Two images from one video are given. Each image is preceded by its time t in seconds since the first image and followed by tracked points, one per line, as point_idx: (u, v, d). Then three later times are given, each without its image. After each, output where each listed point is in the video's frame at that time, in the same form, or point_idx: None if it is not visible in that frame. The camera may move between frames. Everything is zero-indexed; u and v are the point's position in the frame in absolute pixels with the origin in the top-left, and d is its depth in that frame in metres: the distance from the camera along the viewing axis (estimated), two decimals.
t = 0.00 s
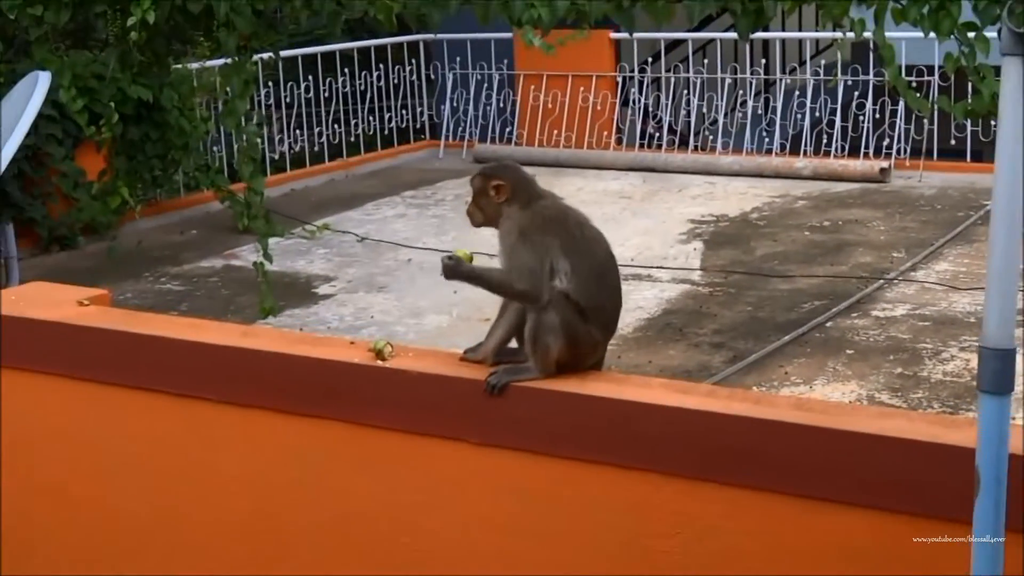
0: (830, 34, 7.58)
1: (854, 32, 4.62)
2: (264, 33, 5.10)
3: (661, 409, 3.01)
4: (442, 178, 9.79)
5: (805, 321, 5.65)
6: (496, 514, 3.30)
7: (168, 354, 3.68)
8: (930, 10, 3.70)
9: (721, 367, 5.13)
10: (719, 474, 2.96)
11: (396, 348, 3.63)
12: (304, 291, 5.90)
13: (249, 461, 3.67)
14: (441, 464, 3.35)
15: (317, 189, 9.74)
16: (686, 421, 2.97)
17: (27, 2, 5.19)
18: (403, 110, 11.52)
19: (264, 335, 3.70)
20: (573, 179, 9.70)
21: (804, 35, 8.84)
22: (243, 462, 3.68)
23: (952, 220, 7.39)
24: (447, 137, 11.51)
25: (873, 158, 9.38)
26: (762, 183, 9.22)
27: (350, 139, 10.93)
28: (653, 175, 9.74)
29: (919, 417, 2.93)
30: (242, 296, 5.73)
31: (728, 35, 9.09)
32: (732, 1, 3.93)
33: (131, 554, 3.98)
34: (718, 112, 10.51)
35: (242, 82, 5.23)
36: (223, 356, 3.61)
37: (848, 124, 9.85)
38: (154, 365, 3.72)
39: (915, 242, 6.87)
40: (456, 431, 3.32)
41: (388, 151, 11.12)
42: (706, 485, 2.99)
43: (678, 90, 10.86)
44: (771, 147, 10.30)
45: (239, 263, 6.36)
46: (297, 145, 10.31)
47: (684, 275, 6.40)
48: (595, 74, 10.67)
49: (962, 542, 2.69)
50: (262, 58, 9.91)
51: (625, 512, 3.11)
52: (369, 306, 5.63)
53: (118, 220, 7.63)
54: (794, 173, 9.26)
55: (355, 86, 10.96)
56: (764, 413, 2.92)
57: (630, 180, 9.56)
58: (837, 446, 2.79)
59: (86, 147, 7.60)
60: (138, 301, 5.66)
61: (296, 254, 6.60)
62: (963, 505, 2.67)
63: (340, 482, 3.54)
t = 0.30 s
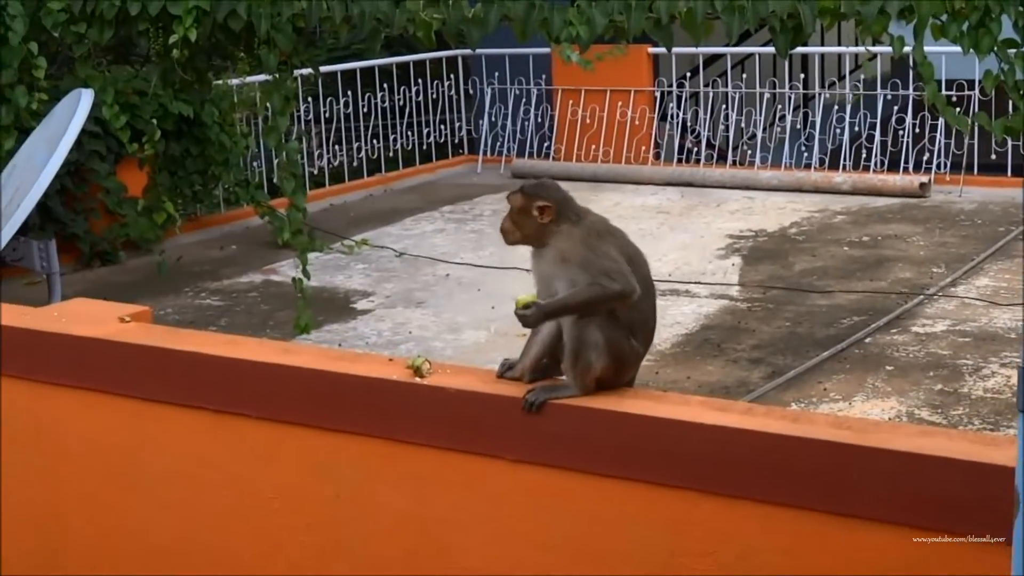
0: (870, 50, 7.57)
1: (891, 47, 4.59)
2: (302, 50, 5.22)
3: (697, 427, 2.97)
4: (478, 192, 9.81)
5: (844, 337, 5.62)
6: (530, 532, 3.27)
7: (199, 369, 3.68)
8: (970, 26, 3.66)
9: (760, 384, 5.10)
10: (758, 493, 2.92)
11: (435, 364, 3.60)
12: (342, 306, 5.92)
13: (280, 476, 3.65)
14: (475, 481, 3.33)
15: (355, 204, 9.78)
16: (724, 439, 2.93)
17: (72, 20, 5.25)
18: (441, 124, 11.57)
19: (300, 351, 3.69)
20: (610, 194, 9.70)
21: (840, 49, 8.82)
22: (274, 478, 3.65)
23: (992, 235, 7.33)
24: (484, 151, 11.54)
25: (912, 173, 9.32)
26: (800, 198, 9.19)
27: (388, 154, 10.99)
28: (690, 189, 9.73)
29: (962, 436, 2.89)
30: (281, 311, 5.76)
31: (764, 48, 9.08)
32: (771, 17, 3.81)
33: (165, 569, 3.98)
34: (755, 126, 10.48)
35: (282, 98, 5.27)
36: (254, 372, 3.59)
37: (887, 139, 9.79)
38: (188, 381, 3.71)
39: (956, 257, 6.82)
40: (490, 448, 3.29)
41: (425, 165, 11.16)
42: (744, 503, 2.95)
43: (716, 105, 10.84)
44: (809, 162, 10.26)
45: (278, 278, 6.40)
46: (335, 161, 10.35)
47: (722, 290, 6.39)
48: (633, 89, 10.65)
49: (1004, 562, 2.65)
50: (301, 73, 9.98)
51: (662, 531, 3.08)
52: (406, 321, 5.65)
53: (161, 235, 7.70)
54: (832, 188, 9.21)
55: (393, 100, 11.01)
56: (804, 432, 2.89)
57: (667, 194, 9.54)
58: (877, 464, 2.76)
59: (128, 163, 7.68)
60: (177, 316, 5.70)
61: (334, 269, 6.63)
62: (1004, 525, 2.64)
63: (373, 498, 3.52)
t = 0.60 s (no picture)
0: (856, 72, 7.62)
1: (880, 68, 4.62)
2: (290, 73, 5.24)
3: (684, 451, 2.97)
4: (467, 214, 9.83)
5: (831, 358, 5.63)
6: (518, 556, 3.25)
7: (183, 393, 3.66)
8: (955, 48, 3.92)
9: (747, 406, 5.10)
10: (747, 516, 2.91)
11: (422, 388, 3.58)
12: (330, 328, 5.92)
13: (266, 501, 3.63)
14: (464, 505, 3.31)
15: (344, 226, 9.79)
16: (712, 462, 2.92)
17: (60, 45, 5.29)
18: (429, 146, 11.60)
19: (287, 375, 3.68)
20: (599, 214, 9.71)
21: (827, 70, 8.88)
22: (261, 502, 3.62)
23: (979, 256, 7.35)
24: (472, 173, 11.57)
25: (899, 193, 9.36)
26: (788, 219, 9.21)
27: (376, 175, 11.01)
28: (678, 211, 9.75)
29: (947, 458, 2.89)
30: (269, 334, 5.76)
31: (752, 69, 9.13)
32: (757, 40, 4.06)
33: None
34: (743, 147, 10.52)
35: (272, 121, 5.29)
36: (240, 395, 3.57)
37: (873, 160, 9.84)
38: (174, 405, 3.69)
39: (942, 278, 6.84)
40: (476, 472, 3.27)
41: (414, 188, 11.18)
42: (732, 527, 2.94)
43: (703, 127, 10.89)
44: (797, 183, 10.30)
45: (266, 301, 6.39)
46: (323, 183, 10.35)
47: (710, 312, 6.40)
48: (620, 112, 10.67)
49: None
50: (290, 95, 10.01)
51: (650, 554, 3.07)
52: (395, 344, 5.65)
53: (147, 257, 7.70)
54: (820, 209, 9.24)
55: (381, 122, 11.04)
56: (790, 454, 2.88)
57: (655, 216, 9.56)
58: (866, 487, 2.75)
59: (116, 186, 7.68)
60: (165, 340, 5.69)
61: (323, 292, 6.63)
62: (992, 546, 2.64)
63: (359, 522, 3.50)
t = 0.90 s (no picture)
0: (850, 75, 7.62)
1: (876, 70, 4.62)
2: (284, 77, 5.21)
3: (684, 451, 2.95)
4: (462, 220, 9.82)
5: (827, 360, 5.63)
6: (517, 558, 3.23)
7: (176, 397, 3.64)
8: (950, 51, 3.91)
9: (744, 408, 5.10)
10: (747, 516, 2.90)
11: (419, 390, 3.56)
12: (326, 333, 5.90)
13: (263, 506, 3.60)
14: (462, 507, 3.29)
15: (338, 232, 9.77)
16: (712, 462, 2.91)
17: (53, 49, 5.26)
18: (423, 151, 11.60)
19: (283, 379, 3.66)
20: (592, 219, 9.71)
21: (821, 75, 8.89)
22: (257, 507, 3.60)
23: (974, 257, 7.36)
24: (466, 177, 11.58)
25: (893, 196, 9.37)
26: (782, 222, 9.23)
27: (370, 181, 11.00)
28: (672, 215, 9.76)
29: (949, 456, 2.88)
30: (264, 338, 5.73)
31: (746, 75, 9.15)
32: (753, 43, 4.07)
33: None
34: (737, 151, 10.53)
35: (265, 125, 5.25)
36: (235, 400, 3.55)
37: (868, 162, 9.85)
38: (169, 409, 3.67)
39: (938, 279, 6.84)
40: (475, 475, 3.25)
41: (407, 193, 11.17)
42: (734, 526, 2.93)
43: (698, 130, 10.90)
44: (791, 186, 10.31)
45: (261, 306, 6.37)
46: (318, 188, 10.33)
47: (706, 314, 6.40)
48: (614, 115, 10.69)
49: None
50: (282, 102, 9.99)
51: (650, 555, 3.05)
52: (390, 348, 5.63)
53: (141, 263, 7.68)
54: (814, 213, 9.26)
55: (375, 128, 11.03)
56: (791, 454, 2.87)
57: (649, 220, 9.56)
58: (867, 486, 2.74)
59: (109, 192, 7.65)
60: (160, 345, 5.67)
61: (318, 296, 6.61)
62: (995, 544, 2.63)
63: (357, 527, 3.47)
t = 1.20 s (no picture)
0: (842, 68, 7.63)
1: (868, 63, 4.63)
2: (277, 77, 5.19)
3: (684, 446, 2.96)
4: (455, 217, 9.81)
5: (824, 354, 5.64)
6: (518, 557, 3.23)
7: (172, 399, 3.64)
8: (943, 41, 3.92)
9: (741, 402, 5.11)
10: (748, 512, 2.90)
11: (418, 390, 3.56)
12: (321, 333, 5.90)
13: (261, 508, 3.60)
14: (462, 507, 3.29)
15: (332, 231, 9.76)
16: (710, 458, 2.92)
17: (45, 52, 5.26)
18: (417, 150, 11.59)
19: (281, 379, 3.66)
20: (586, 215, 9.71)
21: (813, 68, 8.90)
22: (256, 508, 3.59)
23: (968, 249, 7.38)
24: (459, 175, 11.58)
25: (887, 189, 9.38)
26: (776, 216, 9.24)
27: (364, 180, 10.98)
28: (666, 210, 9.76)
29: (947, 449, 2.89)
30: (260, 339, 5.73)
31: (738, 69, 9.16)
32: (746, 38, 4.09)
33: None
34: (729, 145, 10.54)
35: (259, 125, 5.24)
36: (232, 401, 3.55)
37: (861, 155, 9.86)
38: (166, 412, 3.66)
39: (933, 272, 6.85)
40: (474, 474, 3.25)
41: (401, 191, 11.16)
42: (734, 521, 2.93)
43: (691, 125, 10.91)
44: (784, 180, 10.32)
45: (256, 307, 6.36)
46: (311, 188, 10.31)
47: (701, 309, 6.40)
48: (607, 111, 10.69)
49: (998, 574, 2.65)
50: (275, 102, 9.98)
51: (651, 551, 3.05)
52: (386, 347, 5.63)
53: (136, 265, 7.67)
54: (807, 206, 9.26)
55: (367, 127, 11.02)
56: (790, 448, 2.88)
57: (643, 215, 9.57)
58: (867, 480, 2.75)
59: (103, 195, 7.64)
60: (155, 348, 5.66)
61: (313, 297, 6.61)
62: (995, 536, 2.63)
63: (356, 528, 3.46)
